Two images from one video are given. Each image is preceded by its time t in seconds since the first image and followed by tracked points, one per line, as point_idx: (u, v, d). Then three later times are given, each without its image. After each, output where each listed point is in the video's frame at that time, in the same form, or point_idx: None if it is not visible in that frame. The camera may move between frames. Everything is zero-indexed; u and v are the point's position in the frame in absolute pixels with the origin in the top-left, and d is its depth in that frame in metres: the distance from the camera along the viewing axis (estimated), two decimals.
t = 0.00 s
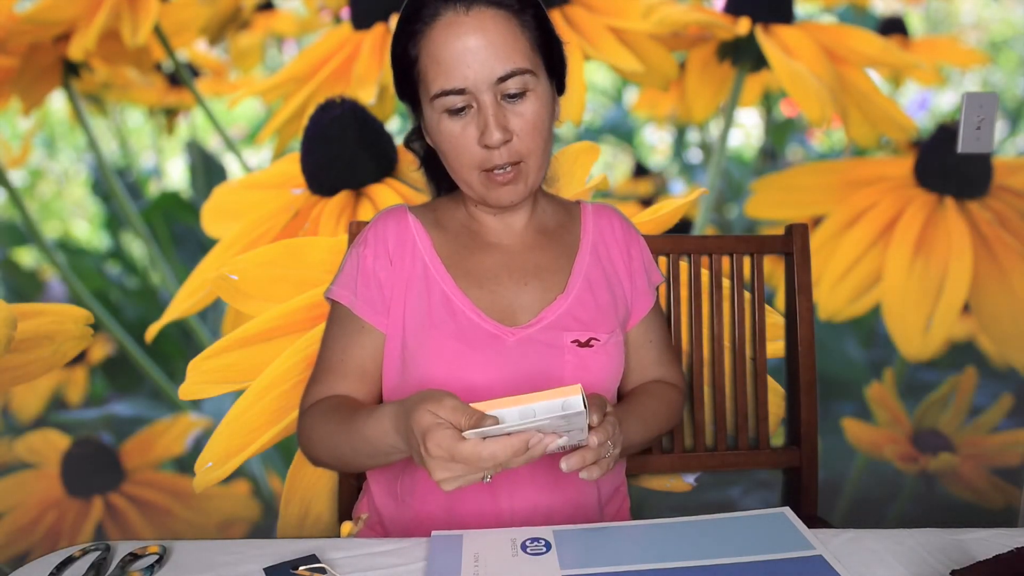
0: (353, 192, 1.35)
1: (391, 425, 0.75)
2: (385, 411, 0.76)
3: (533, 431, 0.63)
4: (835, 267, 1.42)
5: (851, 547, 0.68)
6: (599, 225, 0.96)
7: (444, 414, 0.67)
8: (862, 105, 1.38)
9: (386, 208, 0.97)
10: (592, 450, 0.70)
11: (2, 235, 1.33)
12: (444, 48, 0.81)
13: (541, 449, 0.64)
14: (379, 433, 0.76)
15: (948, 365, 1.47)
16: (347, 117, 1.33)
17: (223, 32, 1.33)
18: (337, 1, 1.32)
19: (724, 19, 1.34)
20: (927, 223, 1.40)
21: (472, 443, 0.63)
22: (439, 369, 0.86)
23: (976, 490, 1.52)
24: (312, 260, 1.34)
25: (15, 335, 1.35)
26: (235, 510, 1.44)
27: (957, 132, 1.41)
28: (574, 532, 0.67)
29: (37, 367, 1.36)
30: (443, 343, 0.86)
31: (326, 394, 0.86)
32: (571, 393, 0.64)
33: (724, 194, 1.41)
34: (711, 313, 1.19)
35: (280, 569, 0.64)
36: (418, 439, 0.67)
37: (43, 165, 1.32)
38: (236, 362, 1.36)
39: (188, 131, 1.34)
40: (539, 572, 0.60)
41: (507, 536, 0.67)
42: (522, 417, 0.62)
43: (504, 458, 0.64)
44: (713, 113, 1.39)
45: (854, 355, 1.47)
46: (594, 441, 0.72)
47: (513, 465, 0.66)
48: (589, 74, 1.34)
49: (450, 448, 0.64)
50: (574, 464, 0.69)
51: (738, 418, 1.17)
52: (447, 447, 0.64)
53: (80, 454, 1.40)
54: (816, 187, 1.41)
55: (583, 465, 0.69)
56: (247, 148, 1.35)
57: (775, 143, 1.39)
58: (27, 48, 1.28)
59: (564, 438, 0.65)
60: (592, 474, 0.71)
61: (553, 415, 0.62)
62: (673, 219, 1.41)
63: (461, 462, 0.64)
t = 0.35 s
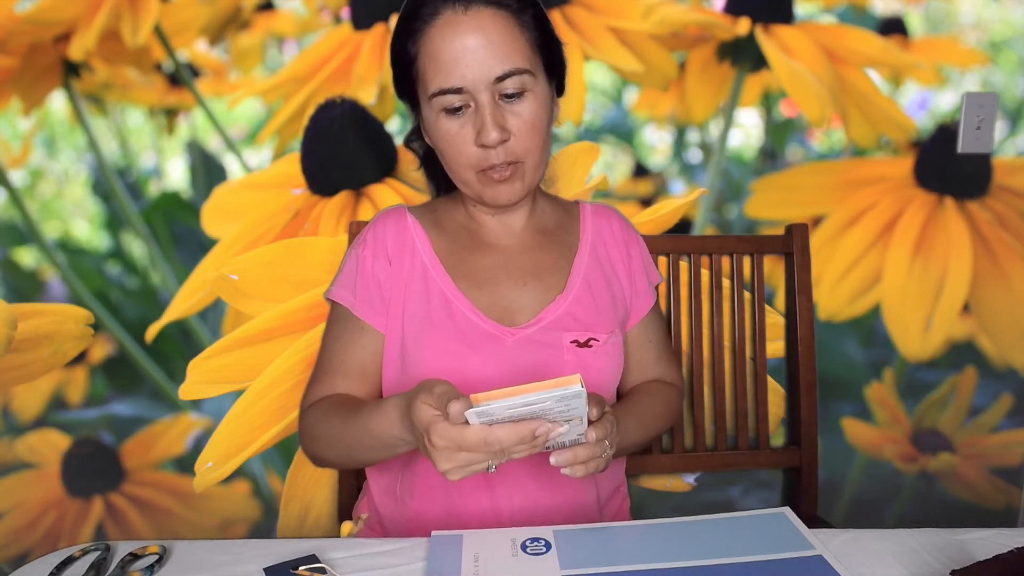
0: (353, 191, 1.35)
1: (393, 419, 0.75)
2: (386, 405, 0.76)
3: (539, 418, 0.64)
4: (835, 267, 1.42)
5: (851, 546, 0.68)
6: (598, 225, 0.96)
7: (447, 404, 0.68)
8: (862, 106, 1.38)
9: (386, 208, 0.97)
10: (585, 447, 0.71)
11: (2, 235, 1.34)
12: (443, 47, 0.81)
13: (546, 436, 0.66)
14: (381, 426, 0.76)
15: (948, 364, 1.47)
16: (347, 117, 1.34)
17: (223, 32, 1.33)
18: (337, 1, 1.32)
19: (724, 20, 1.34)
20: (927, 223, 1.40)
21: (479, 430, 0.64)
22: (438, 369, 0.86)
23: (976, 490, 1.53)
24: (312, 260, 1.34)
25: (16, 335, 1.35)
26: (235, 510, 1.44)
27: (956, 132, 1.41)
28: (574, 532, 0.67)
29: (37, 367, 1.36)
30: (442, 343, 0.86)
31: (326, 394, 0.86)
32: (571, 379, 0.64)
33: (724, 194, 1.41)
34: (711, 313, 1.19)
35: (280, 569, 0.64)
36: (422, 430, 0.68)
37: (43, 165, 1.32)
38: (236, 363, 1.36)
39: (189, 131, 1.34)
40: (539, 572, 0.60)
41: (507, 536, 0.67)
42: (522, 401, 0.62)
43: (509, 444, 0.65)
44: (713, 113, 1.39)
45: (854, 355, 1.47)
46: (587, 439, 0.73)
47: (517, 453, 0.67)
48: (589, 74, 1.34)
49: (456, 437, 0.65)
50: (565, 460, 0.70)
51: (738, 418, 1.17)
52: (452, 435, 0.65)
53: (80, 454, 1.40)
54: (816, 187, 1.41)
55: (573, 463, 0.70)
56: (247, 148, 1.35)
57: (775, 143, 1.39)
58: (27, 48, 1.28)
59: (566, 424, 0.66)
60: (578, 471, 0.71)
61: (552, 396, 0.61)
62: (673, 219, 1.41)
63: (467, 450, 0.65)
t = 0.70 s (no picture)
0: (353, 191, 1.35)
1: (393, 418, 0.75)
2: (386, 404, 0.76)
3: (542, 418, 0.65)
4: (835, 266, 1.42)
5: (851, 547, 0.68)
6: (597, 225, 0.96)
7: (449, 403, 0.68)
8: (862, 106, 1.38)
9: (385, 208, 0.97)
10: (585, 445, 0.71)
11: (2, 235, 1.34)
12: (441, 46, 0.81)
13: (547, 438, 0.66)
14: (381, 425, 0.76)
15: (947, 365, 1.47)
16: (347, 117, 1.34)
17: (223, 32, 1.33)
18: (337, 1, 1.32)
19: (724, 20, 1.35)
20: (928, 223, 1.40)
21: (483, 428, 0.65)
22: (437, 369, 0.86)
23: (976, 490, 1.53)
24: (312, 260, 1.34)
25: (16, 335, 1.35)
26: (235, 511, 1.44)
27: (956, 132, 1.41)
28: (574, 532, 0.67)
29: (37, 367, 1.36)
30: (440, 343, 0.86)
31: (326, 393, 0.86)
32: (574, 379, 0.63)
33: (724, 194, 1.41)
34: (711, 313, 1.19)
35: (281, 569, 0.64)
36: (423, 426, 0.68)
37: (43, 165, 1.33)
38: (236, 363, 1.36)
39: (189, 132, 1.34)
40: (539, 572, 0.60)
41: (507, 536, 0.67)
42: (526, 401, 0.62)
43: (510, 443, 0.65)
44: (713, 113, 1.39)
45: (853, 355, 1.47)
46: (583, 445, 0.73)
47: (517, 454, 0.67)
48: (589, 74, 1.34)
49: (459, 434, 0.65)
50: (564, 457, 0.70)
51: (738, 418, 1.17)
52: (454, 432, 0.65)
53: (80, 454, 1.40)
54: (816, 187, 1.41)
55: (572, 461, 0.70)
56: (247, 148, 1.35)
57: (775, 143, 1.39)
58: (27, 48, 1.28)
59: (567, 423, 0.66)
60: (578, 470, 0.71)
61: (556, 395, 0.61)
62: (673, 219, 1.41)
63: (469, 449, 0.65)
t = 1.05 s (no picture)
0: (353, 191, 1.35)
1: (394, 416, 0.75)
2: (385, 403, 0.76)
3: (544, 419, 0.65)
4: (835, 267, 1.42)
5: (851, 547, 0.68)
6: (596, 225, 0.96)
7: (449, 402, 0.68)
8: (862, 106, 1.39)
9: (385, 208, 0.97)
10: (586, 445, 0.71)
11: (2, 235, 1.34)
12: (440, 45, 0.81)
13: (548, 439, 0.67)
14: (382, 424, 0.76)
15: (947, 365, 1.47)
16: (347, 117, 1.34)
17: (223, 32, 1.33)
18: (337, 1, 1.32)
19: (724, 20, 1.35)
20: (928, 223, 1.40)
21: (485, 428, 0.65)
22: (437, 369, 0.86)
23: (976, 490, 1.53)
24: (312, 260, 1.34)
25: (16, 335, 1.35)
26: (235, 510, 1.44)
27: (957, 132, 1.41)
28: (574, 532, 0.67)
29: (38, 367, 1.36)
30: (440, 343, 0.86)
31: (326, 393, 0.86)
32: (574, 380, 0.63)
33: (724, 194, 1.41)
34: (711, 313, 1.19)
35: (281, 569, 0.64)
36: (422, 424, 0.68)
37: (43, 165, 1.33)
38: (236, 363, 1.36)
39: (189, 132, 1.34)
40: (539, 572, 0.60)
41: (507, 536, 0.67)
42: (528, 401, 0.62)
43: (511, 444, 0.65)
44: (713, 113, 1.39)
45: (853, 355, 1.47)
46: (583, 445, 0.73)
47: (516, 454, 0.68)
48: (589, 74, 1.34)
49: (459, 433, 0.65)
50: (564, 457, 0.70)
51: (738, 418, 1.17)
52: (454, 431, 0.65)
53: (80, 454, 1.40)
54: (816, 187, 1.41)
55: (572, 460, 0.70)
56: (247, 148, 1.35)
57: (775, 143, 1.39)
58: (27, 48, 1.28)
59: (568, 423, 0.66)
60: (579, 468, 0.71)
61: (558, 395, 0.61)
62: (673, 219, 1.41)
63: (469, 448, 0.66)
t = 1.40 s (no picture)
0: (353, 191, 1.35)
1: (393, 415, 0.75)
2: (386, 403, 0.76)
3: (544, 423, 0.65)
4: (835, 266, 1.42)
5: (851, 547, 0.68)
6: (595, 225, 0.96)
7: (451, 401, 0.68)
8: (862, 106, 1.39)
9: (385, 208, 0.97)
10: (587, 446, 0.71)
11: (2, 235, 1.34)
12: (442, 40, 0.81)
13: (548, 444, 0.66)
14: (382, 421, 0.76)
15: (947, 365, 1.47)
16: (347, 117, 1.34)
17: (224, 32, 1.33)
18: (337, 1, 1.32)
19: (724, 20, 1.35)
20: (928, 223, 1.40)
21: (484, 431, 0.65)
22: (436, 369, 0.86)
23: (975, 490, 1.53)
24: (312, 260, 1.34)
25: (16, 335, 1.35)
26: (235, 510, 1.44)
27: (957, 132, 1.41)
28: (574, 532, 0.67)
29: (38, 367, 1.36)
30: (439, 343, 0.86)
31: (326, 393, 0.87)
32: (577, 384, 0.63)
33: (724, 194, 1.41)
34: (711, 313, 1.19)
35: (281, 569, 0.64)
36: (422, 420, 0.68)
37: (43, 165, 1.33)
38: (236, 363, 1.36)
39: (189, 132, 1.34)
40: (540, 572, 0.60)
41: (507, 536, 0.67)
42: (529, 402, 0.62)
43: (510, 449, 0.65)
44: (713, 112, 1.39)
45: (853, 355, 1.47)
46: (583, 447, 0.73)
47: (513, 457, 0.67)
48: (589, 74, 1.34)
49: (458, 433, 0.65)
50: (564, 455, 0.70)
51: (738, 418, 1.17)
52: (454, 430, 0.66)
53: (80, 454, 1.40)
54: (816, 186, 1.41)
55: (572, 460, 0.70)
56: (247, 148, 1.35)
57: (775, 143, 1.39)
58: (28, 48, 1.28)
59: (570, 427, 0.66)
60: (579, 468, 0.71)
61: (560, 398, 0.61)
62: (673, 219, 1.41)
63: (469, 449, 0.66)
